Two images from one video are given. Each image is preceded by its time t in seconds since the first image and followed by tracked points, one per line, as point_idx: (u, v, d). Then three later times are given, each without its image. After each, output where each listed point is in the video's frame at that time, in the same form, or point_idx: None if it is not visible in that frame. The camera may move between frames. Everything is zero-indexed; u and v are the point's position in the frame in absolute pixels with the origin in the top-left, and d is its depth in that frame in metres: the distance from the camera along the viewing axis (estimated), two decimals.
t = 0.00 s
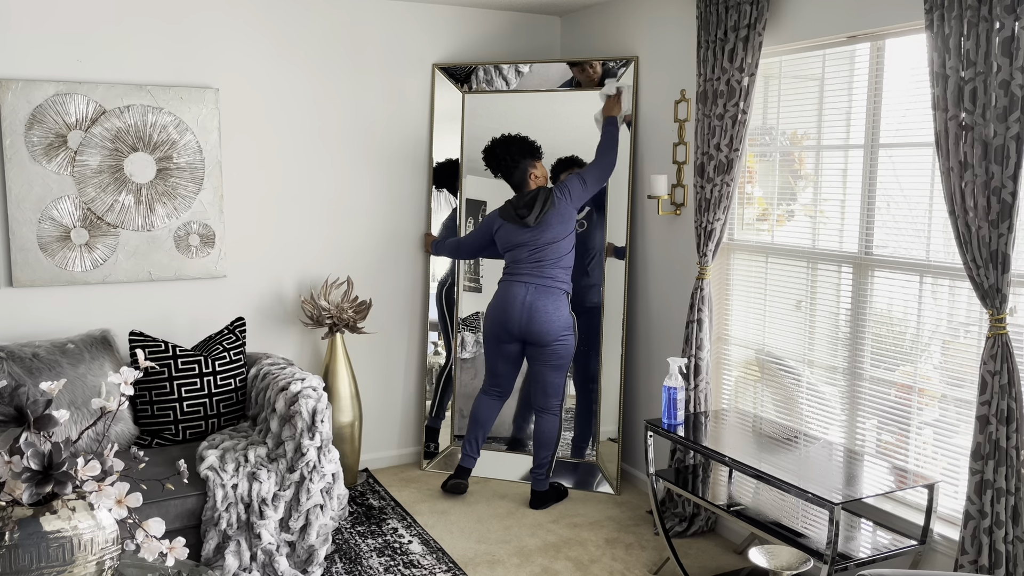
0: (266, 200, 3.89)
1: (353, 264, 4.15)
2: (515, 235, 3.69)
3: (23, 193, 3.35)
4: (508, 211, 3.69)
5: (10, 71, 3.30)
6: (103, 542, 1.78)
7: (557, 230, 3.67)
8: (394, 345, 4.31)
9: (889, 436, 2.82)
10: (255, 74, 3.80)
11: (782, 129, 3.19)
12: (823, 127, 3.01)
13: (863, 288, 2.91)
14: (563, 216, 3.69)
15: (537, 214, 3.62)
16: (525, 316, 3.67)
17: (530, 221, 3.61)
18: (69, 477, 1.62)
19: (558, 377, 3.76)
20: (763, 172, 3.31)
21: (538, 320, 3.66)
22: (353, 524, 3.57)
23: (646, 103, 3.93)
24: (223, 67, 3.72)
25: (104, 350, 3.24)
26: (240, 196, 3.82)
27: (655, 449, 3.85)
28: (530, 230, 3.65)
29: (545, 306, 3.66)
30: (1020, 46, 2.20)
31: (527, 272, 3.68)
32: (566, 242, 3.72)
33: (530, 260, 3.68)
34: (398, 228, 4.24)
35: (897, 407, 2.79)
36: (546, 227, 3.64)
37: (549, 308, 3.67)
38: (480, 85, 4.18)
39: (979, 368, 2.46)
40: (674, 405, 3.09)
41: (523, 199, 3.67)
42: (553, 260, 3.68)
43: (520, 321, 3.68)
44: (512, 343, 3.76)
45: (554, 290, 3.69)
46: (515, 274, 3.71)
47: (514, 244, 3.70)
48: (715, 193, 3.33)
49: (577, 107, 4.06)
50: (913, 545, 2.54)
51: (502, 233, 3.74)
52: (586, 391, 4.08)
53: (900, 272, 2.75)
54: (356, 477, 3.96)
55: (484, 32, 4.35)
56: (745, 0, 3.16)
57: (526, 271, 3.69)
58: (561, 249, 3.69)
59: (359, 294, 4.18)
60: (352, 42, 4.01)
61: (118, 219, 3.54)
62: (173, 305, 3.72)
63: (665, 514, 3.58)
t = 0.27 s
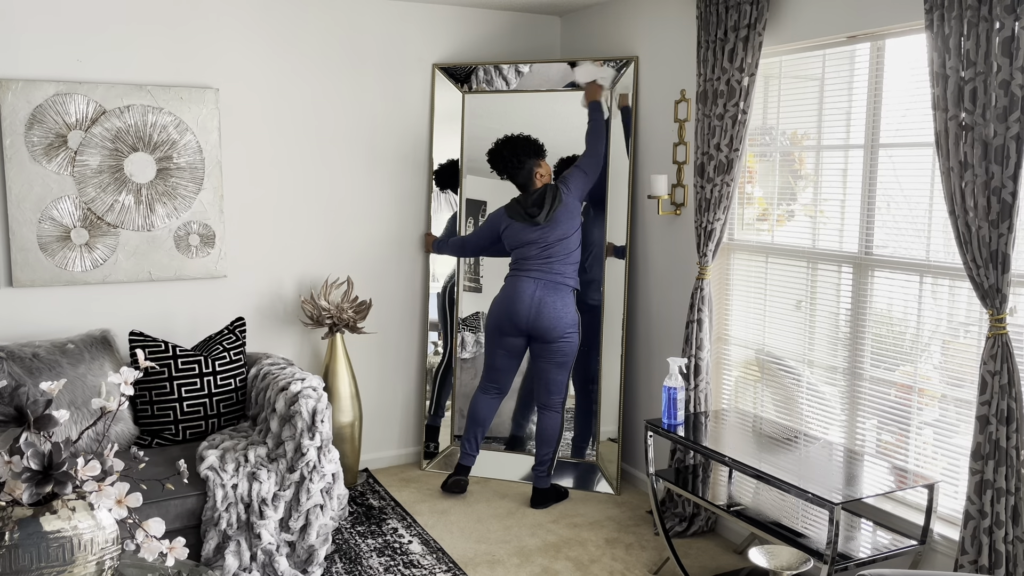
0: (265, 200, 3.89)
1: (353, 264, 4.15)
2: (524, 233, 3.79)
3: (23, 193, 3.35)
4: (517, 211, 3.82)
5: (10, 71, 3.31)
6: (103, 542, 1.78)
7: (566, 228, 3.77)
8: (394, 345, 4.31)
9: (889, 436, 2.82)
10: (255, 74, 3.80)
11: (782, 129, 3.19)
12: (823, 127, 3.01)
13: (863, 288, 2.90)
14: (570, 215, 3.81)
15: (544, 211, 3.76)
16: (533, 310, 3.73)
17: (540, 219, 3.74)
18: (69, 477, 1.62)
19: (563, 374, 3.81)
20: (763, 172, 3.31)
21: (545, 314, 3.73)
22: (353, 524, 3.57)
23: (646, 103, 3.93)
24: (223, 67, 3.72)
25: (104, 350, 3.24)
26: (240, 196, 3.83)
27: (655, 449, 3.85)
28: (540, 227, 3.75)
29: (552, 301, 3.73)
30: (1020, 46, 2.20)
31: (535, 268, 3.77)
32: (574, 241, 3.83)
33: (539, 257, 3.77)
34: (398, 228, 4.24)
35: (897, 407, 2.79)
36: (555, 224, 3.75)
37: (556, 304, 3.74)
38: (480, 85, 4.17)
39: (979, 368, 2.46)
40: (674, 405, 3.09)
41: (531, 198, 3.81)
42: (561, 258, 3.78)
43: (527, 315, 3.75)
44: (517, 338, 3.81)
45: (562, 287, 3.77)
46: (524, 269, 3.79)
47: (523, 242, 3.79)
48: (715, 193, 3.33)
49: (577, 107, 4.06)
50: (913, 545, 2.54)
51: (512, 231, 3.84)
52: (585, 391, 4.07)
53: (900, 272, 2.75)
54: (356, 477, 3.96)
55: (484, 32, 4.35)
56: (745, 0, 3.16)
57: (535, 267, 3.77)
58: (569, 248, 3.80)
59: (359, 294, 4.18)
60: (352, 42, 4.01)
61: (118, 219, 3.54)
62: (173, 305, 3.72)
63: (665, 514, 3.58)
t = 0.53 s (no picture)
0: (265, 200, 3.89)
1: (353, 264, 4.15)
2: (519, 233, 3.75)
3: (23, 193, 3.35)
4: (513, 210, 3.76)
5: (9, 71, 3.30)
6: (103, 542, 1.78)
7: (560, 230, 3.73)
8: (394, 346, 4.31)
9: (890, 436, 2.82)
10: (254, 74, 3.80)
11: (782, 129, 3.19)
12: (824, 126, 3.01)
13: (863, 288, 2.91)
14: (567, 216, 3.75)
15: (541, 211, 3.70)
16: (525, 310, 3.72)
17: (536, 220, 3.69)
18: (69, 477, 1.62)
19: (559, 372, 3.79)
20: (763, 172, 3.31)
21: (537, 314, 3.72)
22: (353, 524, 3.57)
23: (646, 103, 3.93)
24: (223, 67, 3.72)
25: (104, 350, 3.24)
26: (240, 196, 3.83)
27: (655, 449, 3.85)
28: (535, 228, 3.71)
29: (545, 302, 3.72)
30: (1020, 46, 2.20)
31: (528, 268, 3.75)
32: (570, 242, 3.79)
33: (533, 258, 3.75)
34: (398, 228, 4.24)
35: (897, 407, 2.79)
36: (551, 226, 3.71)
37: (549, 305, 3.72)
38: (481, 85, 4.18)
39: (979, 368, 2.46)
40: (674, 405, 3.09)
41: (529, 198, 3.75)
42: (556, 259, 3.75)
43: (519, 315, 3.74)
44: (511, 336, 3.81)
45: (555, 287, 3.75)
46: (518, 269, 3.77)
47: (518, 242, 3.76)
48: (715, 193, 3.33)
49: (578, 107, 4.06)
50: (913, 545, 2.54)
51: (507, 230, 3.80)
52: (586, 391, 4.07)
53: (900, 272, 2.75)
54: (356, 477, 3.96)
55: (484, 32, 4.35)
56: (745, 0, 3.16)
57: (529, 267, 3.75)
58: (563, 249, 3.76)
59: (359, 294, 4.18)
60: (352, 42, 4.01)
61: (118, 219, 3.54)
62: (173, 305, 3.72)
63: (665, 514, 3.58)
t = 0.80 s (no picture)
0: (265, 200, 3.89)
1: (353, 264, 4.15)
2: (490, 237, 3.74)
3: (23, 193, 3.35)
4: (485, 215, 3.77)
5: (9, 71, 3.31)
6: (103, 542, 1.78)
7: (532, 234, 3.72)
8: (394, 346, 4.31)
9: (889, 436, 2.82)
10: (254, 74, 3.79)
11: (782, 129, 3.19)
12: (823, 126, 3.01)
13: (863, 288, 2.90)
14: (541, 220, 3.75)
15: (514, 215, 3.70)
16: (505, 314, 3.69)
17: (507, 223, 3.69)
18: (69, 477, 1.62)
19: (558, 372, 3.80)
20: (763, 172, 3.31)
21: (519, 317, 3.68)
22: (354, 524, 3.57)
23: (646, 103, 3.93)
24: (223, 67, 3.72)
25: (104, 350, 3.24)
26: (240, 195, 3.83)
27: (655, 449, 3.85)
28: (506, 231, 3.70)
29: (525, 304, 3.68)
30: (1020, 46, 2.20)
31: (503, 273, 3.72)
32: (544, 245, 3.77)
33: (506, 262, 3.72)
34: (398, 228, 4.24)
35: (897, 407, 2.79)
36: (521, 231, 3.70)
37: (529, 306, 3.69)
38: (480, 85, 4.18)
39: (979, 368, 2.46)
40: (673, 405, 3.09)
41: (502, 202, 3.75)
42: (528, 263, 3.73)
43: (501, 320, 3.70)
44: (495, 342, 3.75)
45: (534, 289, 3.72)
46: (493, 275, 3.74)
47: (489, 246, 3.75)
48: (715, 193, 3.33)
49: (578, 107, 4.06)
50: (913, 545, 2.54)
51: (478, 235, 3.79)
52: (586, 391, 4.07)
53: (900, 272, 2.75)
54: (356, 477, 3.96)
55: (483, 32, 4.35)
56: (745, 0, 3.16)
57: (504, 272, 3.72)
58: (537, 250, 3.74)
59: (359, 294, 4.18)
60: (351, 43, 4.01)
61: (118, 219, 3.54)
62: (173, 305, 3.73)
63: (665, 514, 3.58)
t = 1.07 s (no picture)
0: (264, 200, 3.89)
1: (353, 264, 4.15)
2: (451, 237, 3.63)
3: (23, 193, 3.35)
4: (444, 215, 3.65)
5: (9, 71, 3.30)
6: (103, 542, 1.78)
7: (493, 231, 3.66)
8: (394, 346, 4.32)
9: (889, 436, 2.82)
10: (254, 74, 3.79)
11: (782, 129, 3.19)
12: (823, 126, 3.01)
13: (863, 288, 2.91)
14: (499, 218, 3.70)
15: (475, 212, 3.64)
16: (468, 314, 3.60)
17: (470, 221, 3.62)
18: (69, 477, 1.62)
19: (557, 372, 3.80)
20: (763, 172, 3.31)
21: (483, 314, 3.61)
22: (353, 524, 3.57)
23: (645, 103, 3.93)
24: (223, 67, 3.72)
25: (104, 350, 3.24)
26: (240, 195, 3.83)
27: (655, 449, 3.86)
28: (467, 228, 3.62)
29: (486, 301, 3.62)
30: (1020, 46, 2.20)
31: (464, 273, 3.62)
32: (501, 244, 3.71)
33: (466, 261, 3.62)
34: (398, 228, 4.24)
35: (897, 407, 2.79)
36: (483, 229, 3.63)
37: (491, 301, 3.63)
38: (480, 85, 4.19)
39: (979, 368, 2.46)
40: (674, 405, 3.09)
41: (461, 202, 3.67)
42: (487, 262, 3.65)
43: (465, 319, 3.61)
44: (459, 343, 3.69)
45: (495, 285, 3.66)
46: (451, 276, 3.63)
47: (449, 247, 3.63)
48: (715, 193, 3.33)
49: (578, 107, 4.06)
50: (913, 545, 2.54)
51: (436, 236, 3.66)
52: (587, 391, 4.07)
53: (900, 272, 2.75)
54: (356, 477, 3.96)
55: (483, 32, 4.35)
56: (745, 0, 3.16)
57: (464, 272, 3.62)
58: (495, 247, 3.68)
59: (359, 294, 4.18)
60: (352, 43, 4.01)
61: (118, 219, 3.54)
62: (173, 305, 3.72)
63: (665, 514, 3.58)
